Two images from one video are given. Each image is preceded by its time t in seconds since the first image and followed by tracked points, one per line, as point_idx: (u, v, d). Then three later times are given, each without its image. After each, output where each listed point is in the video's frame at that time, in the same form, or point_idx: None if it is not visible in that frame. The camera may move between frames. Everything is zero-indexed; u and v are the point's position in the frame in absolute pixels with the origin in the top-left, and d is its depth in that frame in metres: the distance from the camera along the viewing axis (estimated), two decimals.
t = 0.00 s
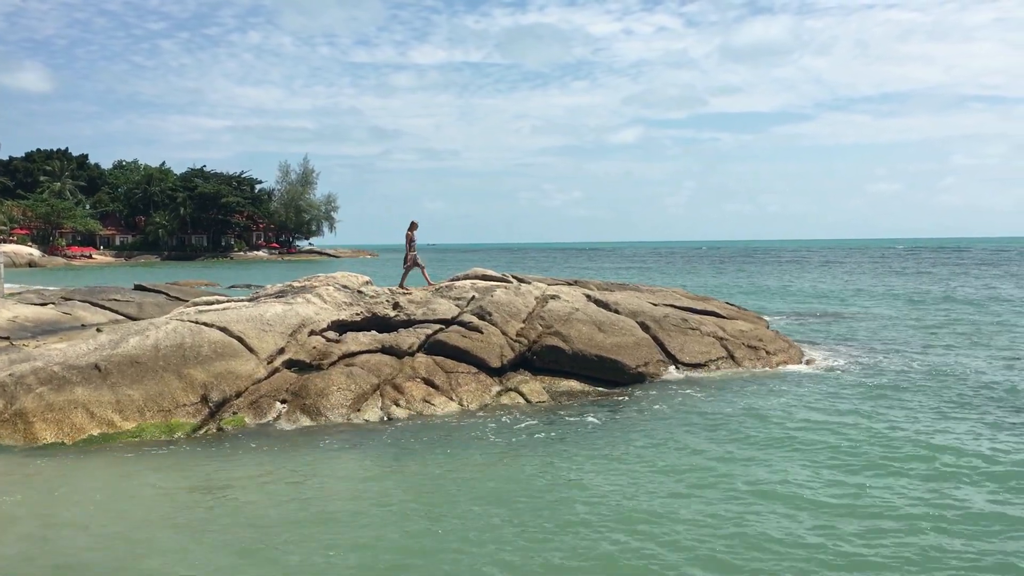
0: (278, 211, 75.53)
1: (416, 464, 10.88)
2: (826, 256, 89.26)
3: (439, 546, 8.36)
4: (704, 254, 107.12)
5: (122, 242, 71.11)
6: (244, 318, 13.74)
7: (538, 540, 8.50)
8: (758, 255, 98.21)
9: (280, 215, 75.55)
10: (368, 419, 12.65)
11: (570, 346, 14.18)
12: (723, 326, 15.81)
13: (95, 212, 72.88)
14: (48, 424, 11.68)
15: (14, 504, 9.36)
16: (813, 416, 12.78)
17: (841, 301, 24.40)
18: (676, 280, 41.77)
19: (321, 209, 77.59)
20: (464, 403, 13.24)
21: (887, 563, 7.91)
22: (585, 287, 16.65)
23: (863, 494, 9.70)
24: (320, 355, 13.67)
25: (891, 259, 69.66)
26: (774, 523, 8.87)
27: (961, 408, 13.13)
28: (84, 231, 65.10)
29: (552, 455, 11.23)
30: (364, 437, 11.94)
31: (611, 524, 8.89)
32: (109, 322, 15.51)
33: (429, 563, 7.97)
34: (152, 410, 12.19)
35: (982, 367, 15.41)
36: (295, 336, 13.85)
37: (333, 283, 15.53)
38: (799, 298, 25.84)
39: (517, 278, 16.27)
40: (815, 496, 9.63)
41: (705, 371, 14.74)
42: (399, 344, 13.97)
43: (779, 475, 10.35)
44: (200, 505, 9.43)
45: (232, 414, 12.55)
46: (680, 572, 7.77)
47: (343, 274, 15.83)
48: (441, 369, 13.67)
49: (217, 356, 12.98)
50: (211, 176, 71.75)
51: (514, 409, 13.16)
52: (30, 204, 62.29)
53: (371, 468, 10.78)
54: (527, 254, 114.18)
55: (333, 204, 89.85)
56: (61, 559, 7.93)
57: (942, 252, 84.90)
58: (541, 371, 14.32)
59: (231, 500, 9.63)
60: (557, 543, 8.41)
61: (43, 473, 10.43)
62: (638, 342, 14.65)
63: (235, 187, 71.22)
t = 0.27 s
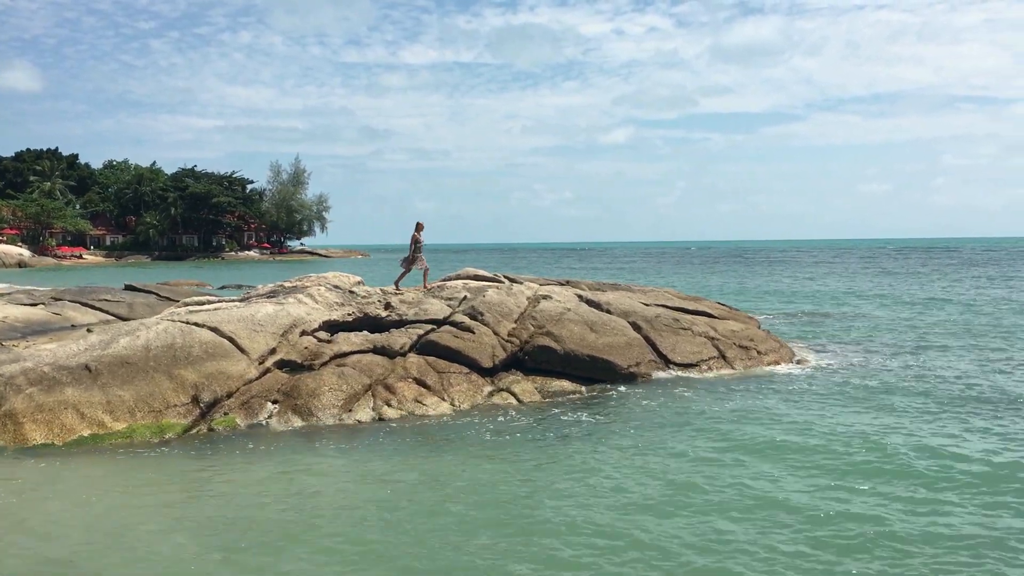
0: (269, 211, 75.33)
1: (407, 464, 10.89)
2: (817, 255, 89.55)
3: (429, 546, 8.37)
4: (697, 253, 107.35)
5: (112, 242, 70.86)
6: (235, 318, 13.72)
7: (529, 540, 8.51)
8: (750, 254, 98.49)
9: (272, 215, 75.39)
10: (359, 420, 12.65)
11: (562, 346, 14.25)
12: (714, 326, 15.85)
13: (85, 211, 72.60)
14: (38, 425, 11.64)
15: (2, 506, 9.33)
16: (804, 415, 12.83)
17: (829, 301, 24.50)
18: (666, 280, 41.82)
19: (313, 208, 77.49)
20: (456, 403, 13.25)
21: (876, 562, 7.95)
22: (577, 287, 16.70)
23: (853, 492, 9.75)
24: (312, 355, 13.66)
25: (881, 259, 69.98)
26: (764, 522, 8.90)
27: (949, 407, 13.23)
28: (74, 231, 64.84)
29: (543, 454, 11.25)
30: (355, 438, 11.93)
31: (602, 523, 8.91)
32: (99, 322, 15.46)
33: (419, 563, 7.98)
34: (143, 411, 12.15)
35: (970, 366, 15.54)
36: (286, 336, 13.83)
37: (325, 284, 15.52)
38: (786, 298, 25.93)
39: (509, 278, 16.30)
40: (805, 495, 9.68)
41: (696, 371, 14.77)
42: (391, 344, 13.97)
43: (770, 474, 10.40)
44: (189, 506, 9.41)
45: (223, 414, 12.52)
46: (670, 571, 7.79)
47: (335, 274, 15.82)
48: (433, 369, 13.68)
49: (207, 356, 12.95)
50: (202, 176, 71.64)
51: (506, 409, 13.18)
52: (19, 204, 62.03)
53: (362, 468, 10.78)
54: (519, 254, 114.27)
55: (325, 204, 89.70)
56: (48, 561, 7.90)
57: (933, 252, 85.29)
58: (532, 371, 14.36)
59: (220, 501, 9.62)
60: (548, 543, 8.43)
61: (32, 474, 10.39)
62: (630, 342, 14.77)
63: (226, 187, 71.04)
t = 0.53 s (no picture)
0: (261, 212, 75.16)
1: (399, 464, 10.88)
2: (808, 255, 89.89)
3: (420, 546, 8.37)
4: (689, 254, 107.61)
5: (103, 243, 70.64)
6: (227, 319, 13.69)
7: (520, 539, 8.51)
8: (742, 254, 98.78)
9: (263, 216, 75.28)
10: (352, 420, 12.63)
11: (554, 346, 14.30)
12: (706, 326, 15.88)
13: (76, 212, 72.34)
14: (29, 426, 11.57)
15: None
16: (795, 414, 12.87)
17: (817, 301, 24.60)
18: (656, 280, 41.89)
19: (305, 209, 77.40)
20: (448, 403, 13.24)
21: (868, 560, 7.97)
22: (569, 287, 16.73)
23: (844, 492, 9.77)
24: (304, 356, 13.63)
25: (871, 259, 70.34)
26: (756, 521, 8.92)
27: (938, 406, 13.32)
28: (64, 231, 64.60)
29: (535, 454, 11.25)
30: (347, 438, 11.91)
31: (594, 523, 8.91)
32: (90, 323, 15.40)
33: (411, 563, 7.97)
34: (134, 412, 12.10)
35: (957, 365, 15.67)
36: (278, 337, 13.80)
37: (317, 284, 15.50)
38: (774, 298, 26.01)
39: (501, 278, 16.32)
40: (797, 494, 9.70)
41: (688, 371, 14.78)
42: (383, 344, 13.95)
43: (761, 474, 10.42)
44: (178, 508, 9.38)
45: (214, 415, 12.48)
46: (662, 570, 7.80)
47: (326, 275, 15.80)
48: (425, 370, 13.66)
49: (199, 357, 12.92)
50: (193, 176, 71.51)
51: (498, 409, 13.18)
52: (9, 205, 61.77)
53: (353, 468, 10.76)
54: (512, 254, 114.37)
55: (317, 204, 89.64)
56: (36, 563, 7.87)
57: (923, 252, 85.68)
58: (525, 371, 14.39)
59: (210, 502, 9.58)
60: (540, 543, 8.42)
61: (22, 477, 10.34)
62: (622, 342, 14.83)
63: (218, 187, 70.90)
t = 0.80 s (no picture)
0: (253, 212, 75.03)
1: (393, 465, 10.87)
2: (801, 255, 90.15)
3: (414, 547, 8.34)
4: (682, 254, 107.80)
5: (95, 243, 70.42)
6: (219, 320, 13.66)
7: (514, 540, 8.49)
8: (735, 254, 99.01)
9: (256, 216, 75.18)
10: (345, 421, 12.61)
11: (547, 346, 14.43)
12: (699, 326, 15.91)
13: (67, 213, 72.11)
14: (20, 427, 11.45)
15: None
16: (787, 414, 12.89)
17: (806, 301, 24.67)
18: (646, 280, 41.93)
19: (298, 210, 77.32)
20: (441, 403, 13.25)
21: (862, 559, 7.99)
22: (562, 288, 16.77)
23: (837, 491, 9.80)
24: (297, 357, 13.61)
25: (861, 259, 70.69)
26: (750, 521, 8.93)
27: (928, 404, 13.43)
28: (56, 232, 64.36)
29: (528, 454, 11.25)
30: (341, 439, 11.89)
31: (588, 524, 8.91)
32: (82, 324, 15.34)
33: (404, 565, 7.95)
34: (126, 413, 12.02)
35: (945, 364, 15.81)
36: (271, 338, 13.78)
37: (309, 284, 15.49)
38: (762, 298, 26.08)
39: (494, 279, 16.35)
40: (790, 494, 9.72)
41: (682, 371, 14.80)
42: (376, 345, 13.94)
43: (754, 473, 10.44)
44: (170, 510, 9.33)
45: (207, 416, 12.43)
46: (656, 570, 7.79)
47: (319, 276, 15.78)
48: (418, 370, 13.66)
49: (191, 358, 12.88)
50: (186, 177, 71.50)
51: (492, 409, 13.18)
52: None
53: (346, 469, 10.74)
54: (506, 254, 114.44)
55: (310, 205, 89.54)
56: (25, 567, 7.81)
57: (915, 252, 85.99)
58: (518, 371, 14.51)
59: (203, 505, 9.53)
60: (534, 544, 8.41)
61: (13, 479, 10.27)
62: (615, 343, 14.88)
63: (210, 188, 70.81)
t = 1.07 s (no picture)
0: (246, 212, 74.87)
1: (386, 465, 10.86)
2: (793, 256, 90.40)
3: (408, 548, 8.31)
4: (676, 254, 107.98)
5: (86, 244, 70.15)
6: (212, 320, 13.62)
7: (510, 542, 8.45)
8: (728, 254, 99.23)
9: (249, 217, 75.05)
10: (338, 422, 12.59)
11: (540, 346, 14.60)
12: (692, 326, 15.95)
13: (59, 213, 71.83)
14: (11, 429, 11.37)
15: None
16: (780, 414, 12.92)
17: (796, 301, 24.73)
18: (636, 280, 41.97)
19: (291, 210, 77.23)
20: (435, 404, 13.25)
21: (859, 559, 7.99)
22: (555, 288, 16.82)
23: (831, 491, 9.81)
24: (290, 358, 13.59)
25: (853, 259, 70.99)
26: (747, 522, 8.89)
27: (918, 403, 13.51)
28: (48, 232, 64.08)
29: (522, 454, 11.24)
30: (334, 439, 11.87)
31: (584, 524, 8.89)
32: (73, 324, 15.26)
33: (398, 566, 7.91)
34: (118, 414, 11.96)
35: (935, 364, 15.92)
36: (264, 339, 13.74)
37: (302, 285, 15.45)
38: (751, 298, 26.14)
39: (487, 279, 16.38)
40: (784, 494, 9.73)
41: (675, 371, 14.81)
42: (369, 346, 13.92)
43: (748, 473, 10.45)
44: (161, 512, 9.28)
45: (199, 417, 12.37)
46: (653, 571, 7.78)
47: (312, 276, 15.75)
48: (411, 371, 13.66)
49: (184, 359, 12.82)
50: (178, 177, 71.45)
51: (485, 409, 13.18)
52: None
53: (338, 469, 10.70)
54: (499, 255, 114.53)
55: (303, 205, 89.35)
56: (15, 570, 7.76)
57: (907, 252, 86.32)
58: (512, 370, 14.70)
59: (193, 506, 9.47)
60: (529, 545, 8.39)
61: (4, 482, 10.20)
62: (608, 343, 14.91)
63: (202, 188, 70.68)
